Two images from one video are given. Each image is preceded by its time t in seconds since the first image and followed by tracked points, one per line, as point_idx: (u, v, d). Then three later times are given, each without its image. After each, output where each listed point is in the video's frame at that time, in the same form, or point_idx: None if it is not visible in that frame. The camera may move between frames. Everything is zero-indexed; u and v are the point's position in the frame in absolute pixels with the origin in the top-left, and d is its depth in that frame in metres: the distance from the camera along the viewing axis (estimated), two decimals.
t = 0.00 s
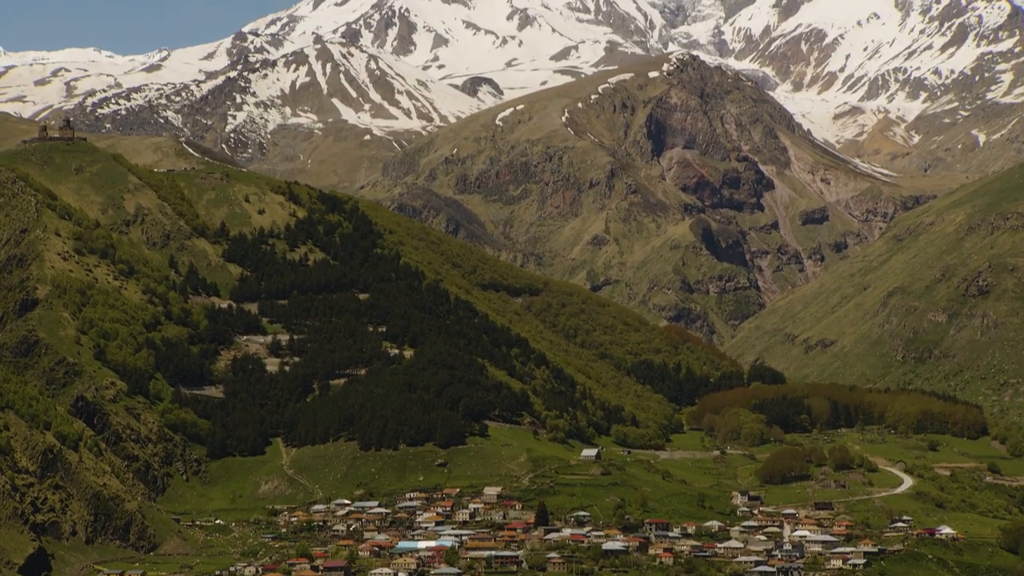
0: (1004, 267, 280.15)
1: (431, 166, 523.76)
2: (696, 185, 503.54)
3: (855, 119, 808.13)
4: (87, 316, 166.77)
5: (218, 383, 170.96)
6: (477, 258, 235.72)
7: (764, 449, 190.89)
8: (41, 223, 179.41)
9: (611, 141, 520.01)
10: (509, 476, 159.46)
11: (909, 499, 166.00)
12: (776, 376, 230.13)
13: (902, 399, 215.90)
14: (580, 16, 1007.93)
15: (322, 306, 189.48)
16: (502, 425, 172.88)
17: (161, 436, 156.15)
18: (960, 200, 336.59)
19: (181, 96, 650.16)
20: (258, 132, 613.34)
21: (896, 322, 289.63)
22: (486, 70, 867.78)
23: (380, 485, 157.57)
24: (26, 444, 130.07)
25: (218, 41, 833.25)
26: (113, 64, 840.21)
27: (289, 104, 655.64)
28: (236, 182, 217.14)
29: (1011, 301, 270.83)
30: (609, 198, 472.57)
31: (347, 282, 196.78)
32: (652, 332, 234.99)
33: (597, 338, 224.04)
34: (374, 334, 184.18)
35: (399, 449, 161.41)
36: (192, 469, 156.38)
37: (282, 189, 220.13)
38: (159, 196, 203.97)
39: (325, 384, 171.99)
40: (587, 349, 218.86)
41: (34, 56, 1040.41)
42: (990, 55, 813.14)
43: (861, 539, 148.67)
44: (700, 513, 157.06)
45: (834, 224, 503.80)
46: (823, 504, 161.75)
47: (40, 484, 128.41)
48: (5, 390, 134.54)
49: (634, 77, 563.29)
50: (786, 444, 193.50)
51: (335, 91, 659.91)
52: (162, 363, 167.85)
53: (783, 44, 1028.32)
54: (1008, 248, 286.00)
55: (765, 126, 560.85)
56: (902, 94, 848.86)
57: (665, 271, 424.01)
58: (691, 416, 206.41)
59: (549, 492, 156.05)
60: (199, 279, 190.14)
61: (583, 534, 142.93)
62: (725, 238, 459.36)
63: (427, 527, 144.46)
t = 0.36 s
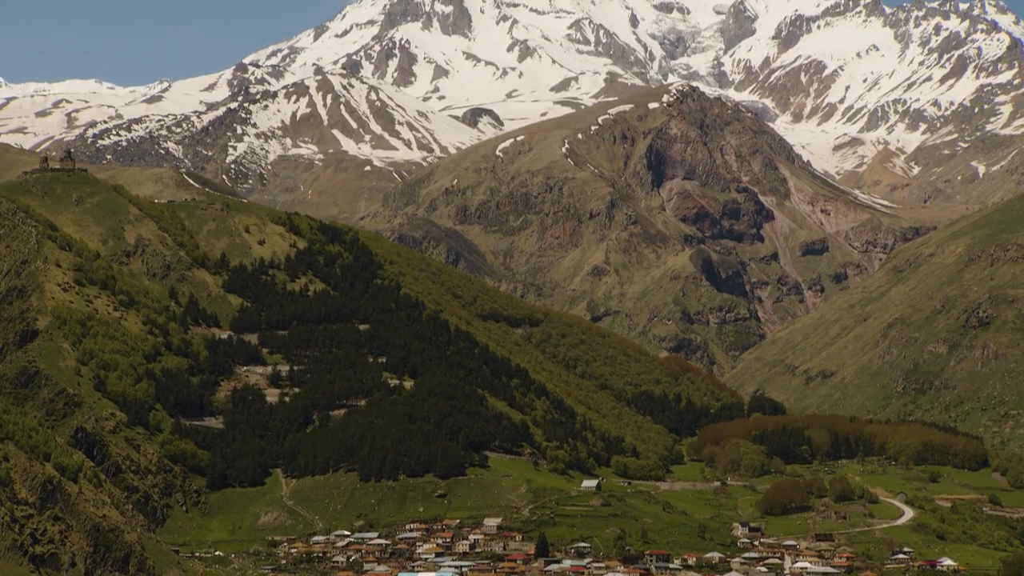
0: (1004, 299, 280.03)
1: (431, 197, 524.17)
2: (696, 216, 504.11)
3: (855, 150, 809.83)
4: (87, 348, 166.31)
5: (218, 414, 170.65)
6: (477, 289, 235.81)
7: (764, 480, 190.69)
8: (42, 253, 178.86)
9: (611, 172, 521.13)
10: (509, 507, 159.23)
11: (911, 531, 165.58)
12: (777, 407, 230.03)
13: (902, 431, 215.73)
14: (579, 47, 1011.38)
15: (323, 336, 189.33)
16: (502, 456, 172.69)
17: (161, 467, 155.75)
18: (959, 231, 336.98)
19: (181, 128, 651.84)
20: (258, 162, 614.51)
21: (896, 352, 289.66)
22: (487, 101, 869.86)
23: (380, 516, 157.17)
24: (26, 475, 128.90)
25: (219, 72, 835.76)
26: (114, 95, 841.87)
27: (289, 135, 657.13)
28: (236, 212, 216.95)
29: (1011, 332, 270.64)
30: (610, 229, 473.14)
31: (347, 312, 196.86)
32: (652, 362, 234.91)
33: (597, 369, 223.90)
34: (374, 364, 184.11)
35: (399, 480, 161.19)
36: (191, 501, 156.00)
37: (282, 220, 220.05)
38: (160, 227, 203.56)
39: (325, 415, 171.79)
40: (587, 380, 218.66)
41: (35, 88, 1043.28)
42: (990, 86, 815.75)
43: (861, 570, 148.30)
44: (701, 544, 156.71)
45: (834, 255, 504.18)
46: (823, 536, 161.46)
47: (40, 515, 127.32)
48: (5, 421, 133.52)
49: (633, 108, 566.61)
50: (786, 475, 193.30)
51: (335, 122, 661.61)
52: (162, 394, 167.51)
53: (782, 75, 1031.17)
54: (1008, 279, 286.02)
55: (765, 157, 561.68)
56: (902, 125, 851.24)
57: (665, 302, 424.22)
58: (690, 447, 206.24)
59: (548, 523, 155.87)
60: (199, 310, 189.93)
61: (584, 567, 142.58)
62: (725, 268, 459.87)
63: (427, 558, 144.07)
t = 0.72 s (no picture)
0: (1004, 330, 279.55)
1: (431, 228, 524.94)
2: (696, 247, 504.43)
3: (855, 182, 811.12)
4: (87, 379, 165.97)
5: (218, 446, 170.14)
6: (477, 320, 235.71)
7: (764, 512, 190.18)
8: (42, 284, 178.35)
9: (611, 204, 522.32)
10: (509, 538, 158.56)
11: (911, 563, 165.12)
12: (777, 438, 229.57)
13: (902, 462, 215.34)
14: (579, 79, 1014.18)
15: (322, 368, 188.92)
16: (502, 487, 172.31)
17: (160, 498, 155.10)
18: (959, 263, 337.11)
19: (182, 159, 653.48)
20: (258, 193, 615.45)
21: (896, 384, 289.34)
22: (487, 132, 871.92)
23: (380, 547, 156.23)
24: (26, 506, 128.36)
25: (220, 104, 838.40)
26: (115, 128, 844.77)
27: (289, 166, 658.58)
28: (237, 242, 216.25)
29: (1011, 363, 270.13)
30: (610, 260, 473.67)
31: (346, 343, 196.73)
32: (652, 394, 234.51)
33: (597, 400, 223.46)
34: (374, 396, 183.79)
35: (399, 511, 160.56)
36: (191, 531, 155.28)
37: (283, 251, 219.60)
38: (159, 258, 203.09)
39: (325, 446, 171.44)
40: (587, 412, 218.09)
41: (35, 120, 1046.69)
42: (989, 118, 817.90)
43: None
44: None
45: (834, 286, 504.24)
46: (824, 569, 160.81)
47: (39, 547, 126.58)
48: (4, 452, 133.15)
49: (633, 140, 568.72)
50: (786, 507, 192.75)
51: (335, 154, 663.02)
52: (162, 425, 167.11)
53: (782, 107, 1033.28)
54: (1008, 311, 285.63)
55: (765, 189, 562.17)
56: (902, 157, 852.99)
57: (665, 333, 424.39)
58: (690, 478, 205.86)
59: (548, 555, 155.32)
60: (199, 340, 189.63)
61: None
62: (724, 299, 460.35)
63: None
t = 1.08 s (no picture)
0: (1005, 361, 278.84)
1: (431, 258, 525.72)
2: (696, 277, 505.13)
3: (854, 212, 811.79)
4: (87, 409, 164.41)
5: (218, 476, 169.31)
6: (478, 350, 235.28)
7: (766, 542, 189.47)
8: (42, 314, 176.64)
9: (611, 234, 522.89)
10: (510, 569, 157.84)
11: None
12: (778, 468, 229.14)
13: (903, 493, 214.87)
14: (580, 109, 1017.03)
15: (323, 398, 188.15)
16: (502, 518, 172.06)
17: (160, 529, 153.61)
18: (960, 293, 336.97)
19: (183, 190, 654.51)
20: (259, 223, 615.96)
21: (897, 414, 289.14)
22: (487, 163, 873.40)
23: None
24: (24, 537, 128.21)
25: (221, 134, 840.59)
26: (116, 158, 846.48)
27: (290, 196, 659.64)
28: (237, 272, 214.72)
29: (1012, 393, 269.40)
30: (610, 289, 474.18)
31: (346, 373, 196.19)
32: (653, 424, 233.89)
33: (598, 430, 222.75)
34: (375, 426, 183.30)
35: (399, 542, 159.90)
36: (191, 563, 153.95)
37: (283, 279, 218.17)
38: (160, 287, 201.37)
39: (326, 476, 170.87)
40: (587, 442, 217.74)
41: (36, 151, 1049.91)
42: (989, 149, 819.87)
43: None
44: None
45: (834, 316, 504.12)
46: None
47: None
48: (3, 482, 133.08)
49: (633, 170, 569.86)
50: (788, 537, 192.07)
51: (336, 184, 664.47)
52: (162, 455, 166.14)
53: (782, 138, 1035.29)
54: (1008, 342, 285.18)
55: (765, 219, 562.48)
56: (902, 187, 854.34)
57: (665, 363, 424.74)
58: (691, 508, 205.19)
59: None
60: (199, 371, 188.52)
61: None
62: (725, 329, 460.47)
63: None
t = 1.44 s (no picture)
0: (1006, 390, 277.21)
1: (432, 285, 526.50)
2: (696, 305, 505.98)
3: (855, 240, 811.37)
4: (87, 437, 160.81)
5: (218, 503, 166.65)
6: (478, 378, 234.57)
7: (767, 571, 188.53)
8: (42, 342, 171.88)
9: (611, 262, 523.10)
10: None
11: None
12: (778, 497, 228.35)
13: (904, 522, 214.01)
14: (579, 138, 1018.21)
15: (323, 426, 186.25)
16: (503, 546, 171.59)
17: (159, 556, 150.65)
18: (960, 321, 336.18)
19: (183, 218, 654.81)
20: (259, 251, 615.91)
21: (898, 442, 288.86)
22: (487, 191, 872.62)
23: None
24: (23, 565, 127.86)
25: (222, 163, 841.49)
26: (117, 186, 847.14)
27: (290, 224, 660.37)
28: (237, 300, 209.42)
29: (1012, 422, 268.12)
30: (611, 317, 474.29)
31: (346, 402, 194.21)
32: (653, 452, 232.81)
33: (599, 457, 222.09)
34: (375, 453, 182.42)
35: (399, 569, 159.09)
36: None
37: (283, 307, 213.91)
38: (160, 315, 196.88)
39: (325, 503, 169.51)
40: (588, 469, 217.17)
41: (36, 179, 1051.63)
42: (989, 178, 820.35)
43: None
44: None
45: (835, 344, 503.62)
46: None
47: None
48: (3, 510, 133.12)
49: (633, 198, 570.68)
50: (789, 566, 191.18)
51: (337, 212, 666.22)
52: (162, 483, 163.14)
53: (782, 166, 1035.53)
54: (1009, 370, 283.96)
55: (765, 248, 562.27)
56: (902, 216, 854.88)
57: (665, 391, 424.16)
58: (693, 536, 204.38)
59: None
60: (199, 398, 184.81)
61: None
62: (725, 357, 460.19)
63: None
